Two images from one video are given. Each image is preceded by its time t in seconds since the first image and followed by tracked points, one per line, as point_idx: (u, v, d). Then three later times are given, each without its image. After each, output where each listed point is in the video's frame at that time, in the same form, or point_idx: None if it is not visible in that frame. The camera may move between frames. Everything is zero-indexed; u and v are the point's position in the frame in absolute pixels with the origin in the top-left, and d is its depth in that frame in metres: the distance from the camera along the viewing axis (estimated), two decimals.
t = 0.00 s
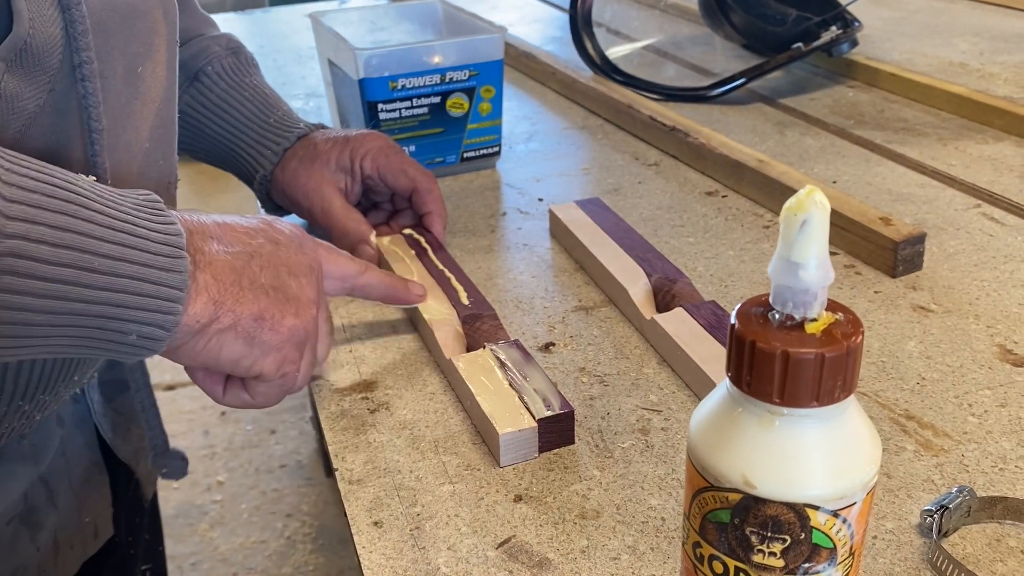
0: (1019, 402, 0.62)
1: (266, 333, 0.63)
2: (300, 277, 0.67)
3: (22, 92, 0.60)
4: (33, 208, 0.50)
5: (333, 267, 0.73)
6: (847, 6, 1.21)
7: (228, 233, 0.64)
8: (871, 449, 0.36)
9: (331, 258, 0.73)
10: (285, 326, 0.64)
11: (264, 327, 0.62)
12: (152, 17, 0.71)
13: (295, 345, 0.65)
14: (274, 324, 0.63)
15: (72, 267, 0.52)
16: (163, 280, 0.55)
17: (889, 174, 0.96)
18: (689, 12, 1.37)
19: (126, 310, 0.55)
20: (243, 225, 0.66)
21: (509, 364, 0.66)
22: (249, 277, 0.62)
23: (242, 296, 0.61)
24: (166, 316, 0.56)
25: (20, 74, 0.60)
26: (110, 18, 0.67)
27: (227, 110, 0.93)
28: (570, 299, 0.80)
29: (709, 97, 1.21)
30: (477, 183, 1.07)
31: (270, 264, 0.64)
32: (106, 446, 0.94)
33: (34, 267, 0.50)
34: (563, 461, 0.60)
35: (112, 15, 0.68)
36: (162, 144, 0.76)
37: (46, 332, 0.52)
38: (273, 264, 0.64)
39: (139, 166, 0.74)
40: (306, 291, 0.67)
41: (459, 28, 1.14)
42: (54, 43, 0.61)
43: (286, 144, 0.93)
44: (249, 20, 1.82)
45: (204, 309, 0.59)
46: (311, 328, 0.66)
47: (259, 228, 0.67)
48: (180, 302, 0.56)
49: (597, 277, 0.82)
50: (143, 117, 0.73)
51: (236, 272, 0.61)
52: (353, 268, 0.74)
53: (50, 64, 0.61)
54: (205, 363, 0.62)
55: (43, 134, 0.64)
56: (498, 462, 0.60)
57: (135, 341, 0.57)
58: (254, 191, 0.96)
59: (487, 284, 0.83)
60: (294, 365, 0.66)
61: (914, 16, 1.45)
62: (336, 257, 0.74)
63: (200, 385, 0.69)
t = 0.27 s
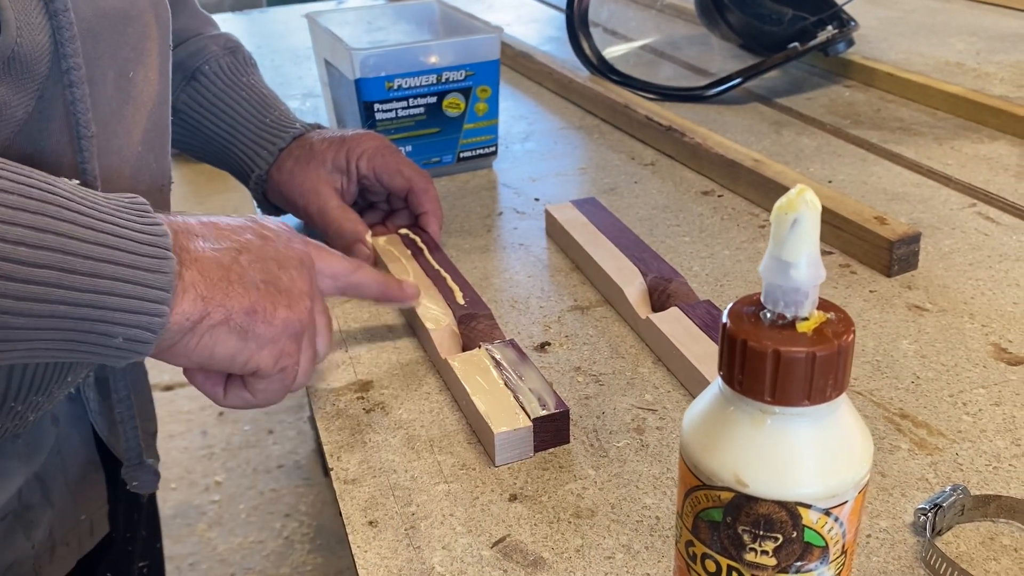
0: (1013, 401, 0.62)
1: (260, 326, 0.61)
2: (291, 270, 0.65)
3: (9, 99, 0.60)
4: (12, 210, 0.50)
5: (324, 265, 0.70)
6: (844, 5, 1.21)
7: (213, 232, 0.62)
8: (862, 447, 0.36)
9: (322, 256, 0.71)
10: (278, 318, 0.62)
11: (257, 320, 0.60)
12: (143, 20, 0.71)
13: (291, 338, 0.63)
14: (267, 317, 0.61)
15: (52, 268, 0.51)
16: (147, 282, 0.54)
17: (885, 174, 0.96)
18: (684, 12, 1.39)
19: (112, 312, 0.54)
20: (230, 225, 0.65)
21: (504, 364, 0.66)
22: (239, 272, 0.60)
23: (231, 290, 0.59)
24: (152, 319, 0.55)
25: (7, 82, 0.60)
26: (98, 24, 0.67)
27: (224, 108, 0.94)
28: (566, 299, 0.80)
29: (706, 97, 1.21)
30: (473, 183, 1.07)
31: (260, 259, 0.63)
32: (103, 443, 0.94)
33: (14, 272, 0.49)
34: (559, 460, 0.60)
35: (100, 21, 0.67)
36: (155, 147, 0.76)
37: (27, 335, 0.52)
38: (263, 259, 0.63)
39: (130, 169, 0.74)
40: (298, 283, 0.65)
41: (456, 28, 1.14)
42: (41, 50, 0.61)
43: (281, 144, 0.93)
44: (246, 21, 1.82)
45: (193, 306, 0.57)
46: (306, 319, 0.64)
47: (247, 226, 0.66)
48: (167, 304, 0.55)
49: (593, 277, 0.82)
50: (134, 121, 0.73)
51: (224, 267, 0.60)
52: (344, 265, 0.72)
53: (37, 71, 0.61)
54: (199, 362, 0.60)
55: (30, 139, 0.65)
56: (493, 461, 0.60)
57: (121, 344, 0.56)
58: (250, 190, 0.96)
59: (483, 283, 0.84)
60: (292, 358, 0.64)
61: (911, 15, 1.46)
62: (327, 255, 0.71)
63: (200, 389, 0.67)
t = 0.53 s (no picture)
0: (1013, 400, 0.62)
1: (263, 323, 0.60)
2: (298, 264, 0.64)
3: (7, 101, 0.61)
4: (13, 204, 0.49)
5: (333, 251, 0.69)
6: (842, 5, 1.21)
7: (219, 221, 0.61)
8: (863, 446, 0.36)
9: (333, 243, 0.68)
10: (282, 316, 0.61)
11: (260, 318, 0.60)
12: (141, 20, 0.71)
13: (293, 334, 0.63)
14: (271, 315, 0.60)
15: (56, 263, 0.50)
16: (153, 275, 0.53)
17: (884, 173, 0.97)
18: (684, 11, 1.39)
19: (117, 305, 0.53)
20: (235, 211, 0.63)
21: (504, 364, 0.66)
22: (244, 267, 0.59)
23: (235, 287, 0.58)
24: (158, 311, 0.54)
25: (5, 83, 0.60)
26: (97, 25, 0.67)
27: (222, 109, 0.93)
28: (566, 299, 0.80)
29: (705, 96, 1.21)
30: (472, 183, 1.07)
31: (266, 253, 0.61)
32: (104, 443, 0.93)
33: (18, 266, 0.48)
34: (558, 460, 0.60)
35: (99, 22, 0.67)
36: (154, 147, 0.77)
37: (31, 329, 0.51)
38: (269, 253, 0.62)
39: (129, 170, 0.74)
40: (304, 278, 0.64)
41: (455, 28, 1.14)
42: (39, 52, 0.61)
43: (280, 144, 0.92)
44: (244, 21, 1.81)
45: (195, 303, 0.56)
46: (310, 314, 0.64)
47: (252, 212, 0.64)
48: (173, 298, 0.55)
49: (592, 277, 0.82)
50: (133, 121, 0.73)
51: (229, 261, 0.59)
52: (355, 252, 0.70)
53: (35, 72, 0.61)
54: (200, 355, 0.60)
55: (30, 140, 0.65)
56: (493, 461, 0.60)
57: (127, 337, 0.55)
58: (249, 190, 0.96)
59: (482, 283, 0.83)
60: (295, 353, 0.64)
61: (910, 15, 1.46)
62: (337, 240, 0.69)
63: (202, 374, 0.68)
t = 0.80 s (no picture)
0: (1011, 399, 0.62)
1: (276, 313, 0.63)
2: (307, 259, 0.67)
3: (6, 98, 0.60)
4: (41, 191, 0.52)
5: (335, 249, 0.73)
6: (840, 5, 1.21)
7: (235, 215, 0.64)
8: (861, 446, 0.36)
9: (334, 241, 0.73)
10: (295, 308, 0.64)
11: (275, 309, 0.63)
12: (139, 18, 0.71)
13: (303, 327, 0.66)
14: (284, 305, 0.64)
15: (81, 247, 0.53)
16: (171, 259, 0.56)
17: (882, 173, 0.97)
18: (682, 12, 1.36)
19: (138, 288, 0.56)
20: (247, 207, 0.67)
21: (502, 364, 0.66)
22: (259, 259, 0.63)
23: (251, 277, 0.61)
24: (176, 294, 0.57)
25: (3, 81, 0.59)
26: (94, 22, 0.67)
27: (221, 109, 0.93)
28: (564, 298, 0.80)
29: (703, 96, 1.21)
30: (470, 183, 1.07)
31: (278, 245, 0.65)
32: (102, 444, 0.93)
33: (45, 250, 0.51)
34: (557, 460, 0.60)
35: (96, 20, 0.67)
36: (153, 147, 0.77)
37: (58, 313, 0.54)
38: (281, 247, 0.65)
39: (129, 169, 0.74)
40: (313, 273, 0.67)
41: (453, 28, 1.14)
42: (39, 49, 0.61)
43: (279, 144, 0.92)
44: (243, 21, 1.81)
45: (214, 290, 0.59)
46: (318, 308, 0.67)
47: (263, 210, 0.68)
48: (191, 283, 0.58)
49: (590, 276, 0.82)
50: (132, 120, 0.73)
51: (246, 253, 0.62)
52: (353, 250, 0.74)
53: (34, 69, 0.61)
54: (213, 343, 0.63)
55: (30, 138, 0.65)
56: (491, 461, 0.60)
57: (147, 320, 0.58)
58: (247, 190, 0.96)
59: (481, 283, 0.84)
60: (301, 346, 0.67)
61: (908, 15, 1.46)
62: (337, 239, 0.73)
63: (206, 366, 0.70)
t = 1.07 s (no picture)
0: (1011, 399, 0.62)
1: (287, 288, 0.63)
2: (315, 236, 0.67)
3: (12, 92, 0.60)
4: (63, 166, 0.51)
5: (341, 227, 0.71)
6: (839, 5, 1.21)
7: (243, 193, 0.64)
8: (863, 446, 0.36)
9: (340, 218, 0.71)
10: (304, 283, 0.64)
11: (285, 284, 0.63)
12: (143, 16, 0.71)
13: (313, 301, 0.66)
14: (294, 280, 0.64)
15: (102, 222, 0.53)
16: (187, 237, 0.56)
17: (882, 173, 0.97)
18: (681, 11, 1.37)
19: (155, 263, 0.56)
20: (256, 186, 0.66)
21: (503, 364, 0.66)
22: (269, 235, 0.62)
23: (262, 253, 0.61)
24: (192, 270, 0.57)
25: (10, 74, 0.60)
26: (102, 20, 0.67)
27: (221, 110, 0.93)
28: (564, 298, 0.80)
29: (702, 96, 1.21)
30: (470, 183, 1.07)
31: (287, 220, 0.65)
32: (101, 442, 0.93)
33: (66, 225, 0.51)
34: (558, 460, 0.60)
35: (104, 17, 0.67)
36: (156, 144, 0.76)
37: (77, 287, 0.54)
38: (289, 224, 0.65)
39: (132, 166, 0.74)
40: (321, 249, 0.67)
41: (452, 28, 1.14)
42: (46, 44, 0.61)
43: (278, 144, 0.92)
44: (242, 22, 1.81)
45: (226, 265, 0.60)
46: (327, 283, 0.67)
47: (271, 189, 0.67)
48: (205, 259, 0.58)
49: (590, 276, 0.82)
50: (136, 116, 0.73)
51: (255, 229, 0.62)
52: (361, 227, 0.73)
53: (42, 64, 0.61)
54: (227, 318, 0.63)
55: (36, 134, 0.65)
56: (492, 461, 0.60)
57: (164, 295, 0.58)
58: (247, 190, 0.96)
59: (481, 283, 0.83)
60: (312, 319, 0.67)
61: (907, 15, 1.46)
62: (343, 215, 0.72)
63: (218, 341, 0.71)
